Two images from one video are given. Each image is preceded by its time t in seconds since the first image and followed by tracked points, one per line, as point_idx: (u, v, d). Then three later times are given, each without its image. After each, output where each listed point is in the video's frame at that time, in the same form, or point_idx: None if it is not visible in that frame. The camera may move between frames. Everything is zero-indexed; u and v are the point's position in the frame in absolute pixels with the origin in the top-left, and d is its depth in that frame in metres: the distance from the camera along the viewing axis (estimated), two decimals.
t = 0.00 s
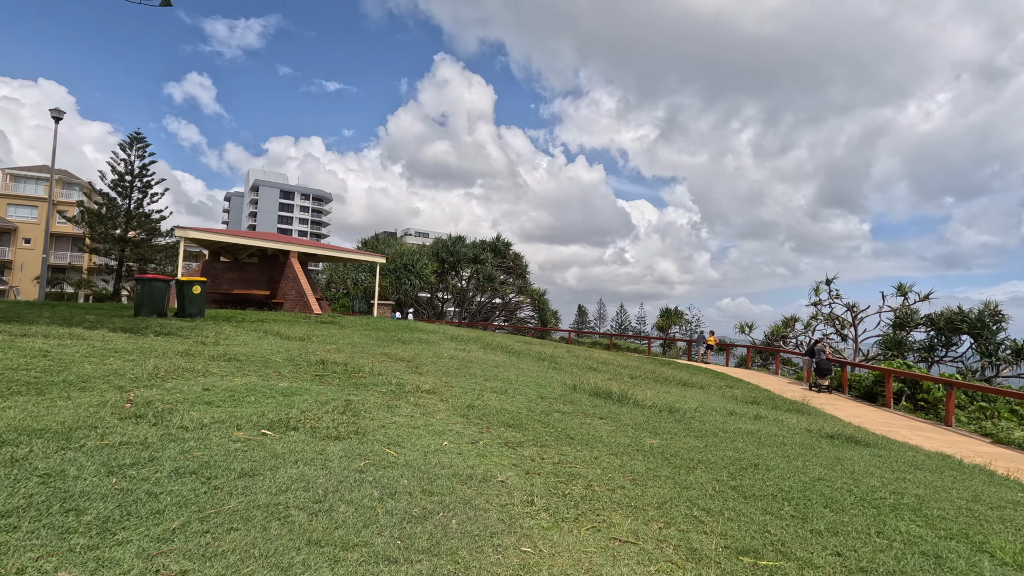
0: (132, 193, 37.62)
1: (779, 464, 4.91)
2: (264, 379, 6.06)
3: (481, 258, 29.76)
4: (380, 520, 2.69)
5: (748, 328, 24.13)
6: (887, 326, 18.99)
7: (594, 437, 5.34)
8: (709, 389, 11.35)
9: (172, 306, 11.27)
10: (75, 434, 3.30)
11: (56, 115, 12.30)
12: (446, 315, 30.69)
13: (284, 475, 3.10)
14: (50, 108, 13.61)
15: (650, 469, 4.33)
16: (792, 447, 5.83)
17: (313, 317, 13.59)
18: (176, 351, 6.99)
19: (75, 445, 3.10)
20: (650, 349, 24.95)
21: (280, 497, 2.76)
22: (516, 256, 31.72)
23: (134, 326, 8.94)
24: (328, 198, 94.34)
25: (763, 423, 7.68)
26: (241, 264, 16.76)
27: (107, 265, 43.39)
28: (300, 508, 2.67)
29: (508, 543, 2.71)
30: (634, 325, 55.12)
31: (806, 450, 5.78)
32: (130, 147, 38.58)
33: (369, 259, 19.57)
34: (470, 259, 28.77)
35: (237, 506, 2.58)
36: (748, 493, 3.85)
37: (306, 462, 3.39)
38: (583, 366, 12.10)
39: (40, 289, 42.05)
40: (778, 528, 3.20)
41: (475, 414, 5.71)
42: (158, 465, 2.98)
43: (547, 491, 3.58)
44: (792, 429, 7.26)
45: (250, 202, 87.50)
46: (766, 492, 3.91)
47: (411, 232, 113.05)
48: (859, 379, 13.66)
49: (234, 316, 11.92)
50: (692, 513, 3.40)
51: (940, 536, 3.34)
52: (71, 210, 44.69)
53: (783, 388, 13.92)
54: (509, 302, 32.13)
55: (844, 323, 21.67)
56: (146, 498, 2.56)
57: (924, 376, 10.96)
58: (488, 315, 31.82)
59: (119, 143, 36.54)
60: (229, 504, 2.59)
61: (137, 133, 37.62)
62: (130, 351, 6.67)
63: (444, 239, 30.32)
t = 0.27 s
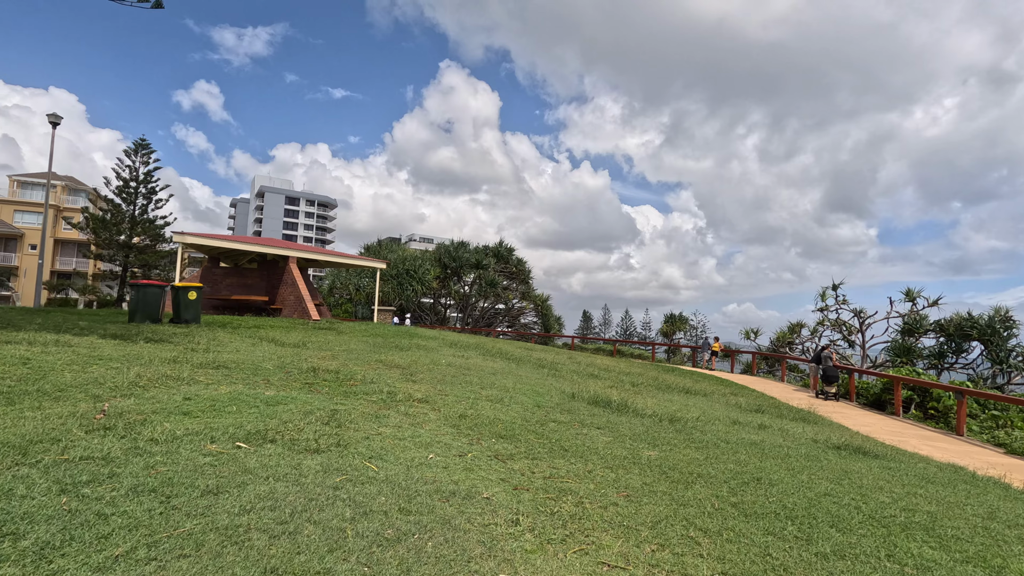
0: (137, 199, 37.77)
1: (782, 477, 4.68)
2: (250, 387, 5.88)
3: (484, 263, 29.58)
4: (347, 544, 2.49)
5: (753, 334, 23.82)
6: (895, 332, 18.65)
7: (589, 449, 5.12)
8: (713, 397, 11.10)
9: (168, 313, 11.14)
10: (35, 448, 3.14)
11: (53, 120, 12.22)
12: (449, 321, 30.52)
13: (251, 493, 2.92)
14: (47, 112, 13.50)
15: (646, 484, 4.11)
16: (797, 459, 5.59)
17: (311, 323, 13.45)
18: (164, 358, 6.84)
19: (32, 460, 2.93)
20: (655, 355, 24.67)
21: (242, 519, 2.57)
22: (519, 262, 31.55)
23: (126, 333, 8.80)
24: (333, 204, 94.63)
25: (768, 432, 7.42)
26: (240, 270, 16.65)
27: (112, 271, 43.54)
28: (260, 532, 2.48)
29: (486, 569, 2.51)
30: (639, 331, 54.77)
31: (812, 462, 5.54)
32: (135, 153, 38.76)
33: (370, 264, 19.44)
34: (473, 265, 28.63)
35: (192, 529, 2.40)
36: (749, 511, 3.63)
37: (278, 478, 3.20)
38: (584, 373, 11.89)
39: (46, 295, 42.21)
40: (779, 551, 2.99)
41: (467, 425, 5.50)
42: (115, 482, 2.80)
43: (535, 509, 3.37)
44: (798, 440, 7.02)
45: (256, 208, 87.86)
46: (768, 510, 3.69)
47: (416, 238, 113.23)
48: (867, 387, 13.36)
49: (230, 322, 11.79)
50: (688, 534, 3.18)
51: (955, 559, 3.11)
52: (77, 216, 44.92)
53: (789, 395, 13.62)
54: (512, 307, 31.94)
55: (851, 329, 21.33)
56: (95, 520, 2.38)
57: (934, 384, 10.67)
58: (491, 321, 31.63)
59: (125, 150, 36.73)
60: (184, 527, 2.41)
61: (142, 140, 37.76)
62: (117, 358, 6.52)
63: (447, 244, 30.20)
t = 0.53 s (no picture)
0: (145, 201, 37.96)
1: (792, 486, 4.43)
2: (240, 389, 5.71)
3: (490, 264, 29.40)
4: (316, 561, 2.30)
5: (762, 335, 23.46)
6: (908, 334, 18.24)
7: (590, 455, 4.89)
8: (721, 400, 10.83)
9: (168, 314, 11.03)
10: None
11: (55, 120, 12.18)
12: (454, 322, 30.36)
13: (220, 503, 2.73)
14: (50, 112, 13.49)
15: (648, 494, 3.88)
16: (808, 466, 5.33)
17: (313, 324, 13.31)
18: (156, 359, 6.70)
19: None
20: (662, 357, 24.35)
21: (205, 533, 2.38)
22: (525, 263, 31.34)
23: (123, 333, 8.70)
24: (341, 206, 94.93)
25: (777, 437, 7.16)
26: (243, 271, 16.57)
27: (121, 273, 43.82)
28: (223, 548, 2.29)
29: None
30: (647, 332, 54.36)
31: (824, 469, 5.28)
32: (144, 155, 38.97)
33: (374, 265, 19.30)
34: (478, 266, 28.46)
35: (149, 544, 2.23)
36: (757, 523, 3.40)
37: (253, 486, 3.02)
38: (589, 374, 11.65)
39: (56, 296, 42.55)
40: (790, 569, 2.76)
41: (463, 429, 5.29)
42: (75, 491, 2.63)
43: (527, 521, 3.16)
44: (809, 445, 6.75)
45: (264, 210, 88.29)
46: (778, 522, 3.45)
47: (423, 239, 113.32)
48: (879, 390, 13.02)
49: (230, 323, 11.67)
50: (691, 549, 2.96)
51: None
52: (87, 218, 45.27)
53: (799, 398, 13.30)
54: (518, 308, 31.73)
55: (862, 330, 20.93)
56: (45, 534, 2.21)
57: (949, 387, 10.35)
58: (496, 322, 31.44)
59: (133, 152, 36.94)
60: (141, 542, 2.24)
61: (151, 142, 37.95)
62: (107, 359, 6.38)
63: (452, 245, 30.05)
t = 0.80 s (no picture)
0: (150, 199, 37.97)
1: (801, 493, 4.20)
2: (227, 389, 5.53)
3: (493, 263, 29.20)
4: None
5: (768, 334, 23.14)
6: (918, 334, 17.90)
7: (588, 460, 4.68)
8: (726, 400, 10.58)
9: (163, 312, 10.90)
10: None
11: (52, 117, 12.07)
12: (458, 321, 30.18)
13: (183, 514, 2.54)
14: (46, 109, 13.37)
15: (648, 502, 3.66)
16: (817, 471, 5.09)
17: (312, 323, 13.16)
18: (145, 358, 6.53)
19: None
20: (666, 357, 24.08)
21: (160, 548, 2.20)
22: (529, 261, 31.12)
23: (116, 332, 8.55)
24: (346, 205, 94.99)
25: (784, 440, 6.92)
26: (243, 269, 16.43)
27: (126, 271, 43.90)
28: (177, 566, 2.10)
29: None
30: (651, 331, 54.03)
31: (835, 475, 5.05)
32: (148, 154, 38.99)
33: (375, 263, 19.12)
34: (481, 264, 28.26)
35: (95, 562, 2.05)
36: (764, 536, 3.18)
37: (222, 495, 2.84)
38: (592, 374, 11.43)
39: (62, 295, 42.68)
40: None
41: (457, 431, 5.09)
42: (27, 502, 2.45)
43: (516, 532, 2.96)
44: (818, 448, 6.50)
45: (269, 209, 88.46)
46: (786, 534, 3.22)
47: (428, 238, 113.28)
48: (889, 391, 12.73)
49: (227, 321, 11.53)
50: (692, 565, 2.74)
51: None
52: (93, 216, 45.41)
53: (807, 399, 13.03)
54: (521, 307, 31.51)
55: (871, 330, 20.58)
56: None
57: (962, 388, 10.06)
58: (500, 321, 31.24)
59: (137, 151, 36.96)
60: (87, 559, 2.06)
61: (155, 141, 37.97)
62: (94, 358, 6.22)
63: (455, 244, 29.87)
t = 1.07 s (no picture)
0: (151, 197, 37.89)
1: (806, 495, 3.99)
2: (210, 386, 5.34)
3: (494, 260, 29.00)
4: None
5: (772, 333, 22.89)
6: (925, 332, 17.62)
7: (583, 459, 4.47)
8: (729, 399, 10.36)
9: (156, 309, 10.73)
10: None
11: (45, 111, 11.91)
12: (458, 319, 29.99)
13: (138, 518, 2.36)
14: (41, 103, 13.23)
15: (644, 504, 3.46)
16: (823, 472, 4.88)
17: (308, 320, 13.00)
18: (130, 354, 6.35)
19: None
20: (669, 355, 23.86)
21: (104, 557, 2.01)
22: (530, 259, 30.91)
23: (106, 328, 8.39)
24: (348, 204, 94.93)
25: (789, 439, 6.70)
26: (240, 266, 16.27)
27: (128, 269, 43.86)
28: None
29: None
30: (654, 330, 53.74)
31: (841, 475, 4.83)
32: (149, 152, 38.90)
33: (373, 260, 18.92)
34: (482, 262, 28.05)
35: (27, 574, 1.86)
36: (767, 541, 2.98)
37: (185, 497, 2.65)
38: (592, 372, 11.22)
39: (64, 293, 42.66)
40: None
41: (447, 430, 4.88)
42: None
43: (500, 537, 2.76)
44: (823, 448, 6.28)
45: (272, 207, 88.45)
46: (790, 539, 3.02)
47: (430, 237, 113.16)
48: (895, 390, 12.49)
49: (222, 318, 11.38)
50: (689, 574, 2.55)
51: None
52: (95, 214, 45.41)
53: (811, 398, 12.79)
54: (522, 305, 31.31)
55: (876, 328, 20.31)
56: None
57: (971, 387, 9.82)
58: (501, 319, 31.04)
59: (139, 149, 36.88)
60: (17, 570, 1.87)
61: (156, 138, 37.88)
62: (76, 354, 6.03)
63: (456, 241, 29.68)
